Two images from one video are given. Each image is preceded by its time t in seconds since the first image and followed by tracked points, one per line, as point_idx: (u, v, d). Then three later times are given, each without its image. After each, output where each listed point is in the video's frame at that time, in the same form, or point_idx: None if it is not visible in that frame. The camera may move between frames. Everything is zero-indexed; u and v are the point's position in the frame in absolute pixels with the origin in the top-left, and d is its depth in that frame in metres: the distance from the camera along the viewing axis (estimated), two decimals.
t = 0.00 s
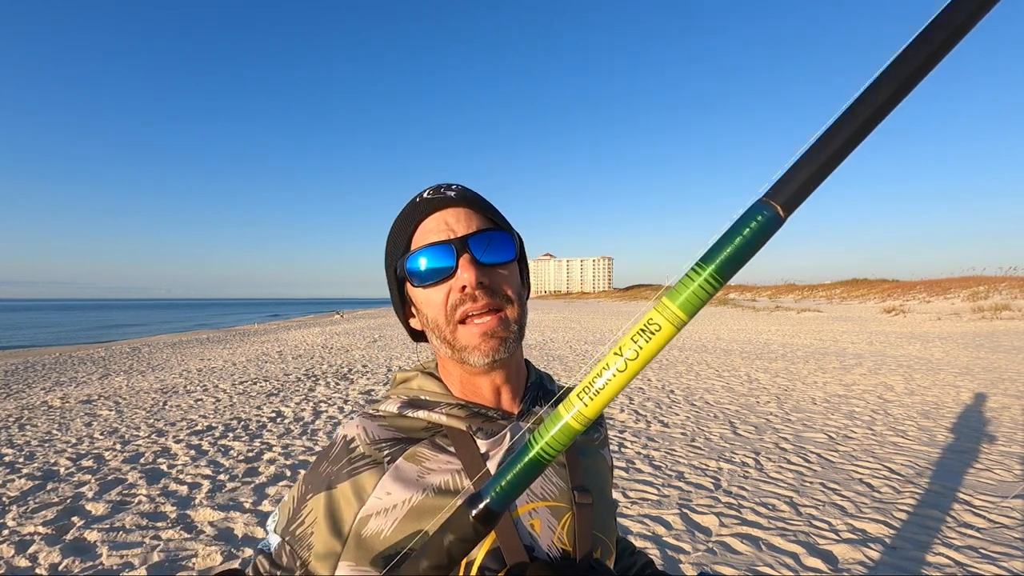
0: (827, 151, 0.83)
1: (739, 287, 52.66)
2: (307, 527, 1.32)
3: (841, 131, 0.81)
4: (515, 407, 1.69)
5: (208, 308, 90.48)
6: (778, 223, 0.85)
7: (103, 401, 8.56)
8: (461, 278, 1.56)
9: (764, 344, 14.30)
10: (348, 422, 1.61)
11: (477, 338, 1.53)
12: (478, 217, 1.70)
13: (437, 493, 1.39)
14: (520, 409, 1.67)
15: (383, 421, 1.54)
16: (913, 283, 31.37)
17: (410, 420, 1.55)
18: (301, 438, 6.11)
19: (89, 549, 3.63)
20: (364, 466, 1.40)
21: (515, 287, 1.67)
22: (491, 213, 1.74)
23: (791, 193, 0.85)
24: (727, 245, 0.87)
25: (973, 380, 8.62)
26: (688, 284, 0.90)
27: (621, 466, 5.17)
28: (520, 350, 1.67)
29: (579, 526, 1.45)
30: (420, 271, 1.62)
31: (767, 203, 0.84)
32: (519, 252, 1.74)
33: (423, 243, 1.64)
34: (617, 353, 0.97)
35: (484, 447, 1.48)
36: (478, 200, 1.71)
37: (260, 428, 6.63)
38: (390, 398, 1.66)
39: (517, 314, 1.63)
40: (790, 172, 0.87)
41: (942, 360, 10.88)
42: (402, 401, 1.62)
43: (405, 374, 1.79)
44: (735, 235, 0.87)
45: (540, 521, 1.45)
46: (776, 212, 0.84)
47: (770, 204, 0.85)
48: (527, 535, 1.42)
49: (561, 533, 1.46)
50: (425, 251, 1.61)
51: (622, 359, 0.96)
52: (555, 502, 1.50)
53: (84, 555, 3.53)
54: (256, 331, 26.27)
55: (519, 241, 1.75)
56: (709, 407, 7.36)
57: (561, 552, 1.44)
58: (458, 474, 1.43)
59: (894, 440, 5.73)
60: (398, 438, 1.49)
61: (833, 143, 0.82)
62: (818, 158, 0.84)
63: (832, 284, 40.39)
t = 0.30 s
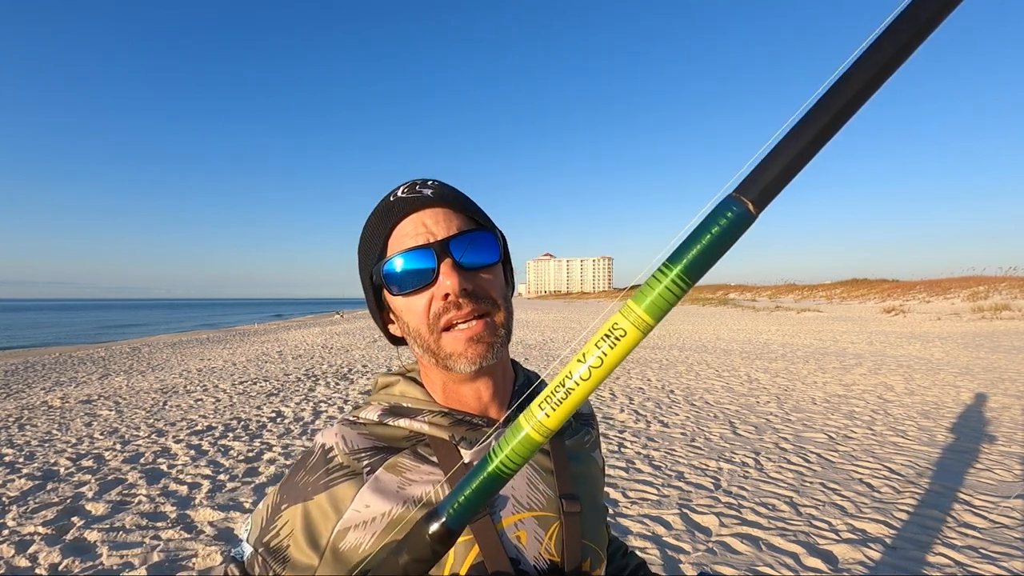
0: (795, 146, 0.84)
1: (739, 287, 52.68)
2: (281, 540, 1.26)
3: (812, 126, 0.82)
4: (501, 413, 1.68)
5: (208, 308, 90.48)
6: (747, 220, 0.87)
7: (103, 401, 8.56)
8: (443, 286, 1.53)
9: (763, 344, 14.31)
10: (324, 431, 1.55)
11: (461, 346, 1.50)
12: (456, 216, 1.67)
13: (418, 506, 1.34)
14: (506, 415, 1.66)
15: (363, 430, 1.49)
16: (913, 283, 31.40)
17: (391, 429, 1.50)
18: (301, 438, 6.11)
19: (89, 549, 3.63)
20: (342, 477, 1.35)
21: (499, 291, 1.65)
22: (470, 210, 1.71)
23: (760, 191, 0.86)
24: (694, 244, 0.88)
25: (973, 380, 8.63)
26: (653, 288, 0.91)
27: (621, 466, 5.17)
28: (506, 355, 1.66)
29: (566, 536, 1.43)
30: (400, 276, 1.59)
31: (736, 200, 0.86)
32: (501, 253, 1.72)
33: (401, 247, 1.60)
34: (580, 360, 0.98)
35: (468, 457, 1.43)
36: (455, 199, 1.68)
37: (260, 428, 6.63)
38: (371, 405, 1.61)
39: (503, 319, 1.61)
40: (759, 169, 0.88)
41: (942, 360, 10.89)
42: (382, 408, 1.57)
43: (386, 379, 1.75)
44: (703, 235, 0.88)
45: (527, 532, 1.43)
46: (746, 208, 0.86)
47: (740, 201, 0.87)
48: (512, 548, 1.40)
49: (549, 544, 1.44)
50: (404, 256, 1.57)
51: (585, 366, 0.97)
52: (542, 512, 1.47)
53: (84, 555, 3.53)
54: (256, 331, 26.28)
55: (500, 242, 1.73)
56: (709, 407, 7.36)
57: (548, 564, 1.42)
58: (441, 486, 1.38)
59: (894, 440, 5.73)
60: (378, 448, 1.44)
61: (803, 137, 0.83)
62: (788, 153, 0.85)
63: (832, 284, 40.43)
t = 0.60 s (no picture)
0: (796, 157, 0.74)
1: (739, 288, 52.70)
2: (264, 554, 1.27)
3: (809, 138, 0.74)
4: (491, 415, 1.68)
5: (208, 308, 90.47)
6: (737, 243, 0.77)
7: (103, 401, 8.56)
8: (429, 276, 1.52)
9: (764, 344, 14.32)
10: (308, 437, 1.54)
11: (448, 338, 1.49)
12: (441, 209, 1.68)
13: (404, 513, 1.33)
14: (496, 417, 1.64)
15: (346, 437, 1.47)
16: (913, 283, 31.43)
17: (375, 434, 1.48)
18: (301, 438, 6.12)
19: (89, 549, 3.63)
20: (324, 487, 1.34)
21: (486, 283, 1.64)
22: (455, 204, 1.72)
23: (751, 212, 0.77)
24: (681, 268, 0.79)
25: (974, 380, 8.63)
26: (639, 312, 0.82)
27: (621, 466, 5.17)
28: (495, 349, 1.65)
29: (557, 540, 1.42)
30: (384, 268, 1.58)
31: (724, 220, 0.77)
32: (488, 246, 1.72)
33: (386, 239, 1.60)
34: (562, 388, 0.90)
35: (455, 462, 1.43)
36: (441, 192, 1.68)
37: (260, 428, 6.63)
38: (355, 409, 1.59)
39: (490, 311, 1.60)
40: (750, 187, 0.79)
41: (942, 360, 10.90)
42: (366, 412, 1.55)
43: (370, 382, 1.73)
44: (691, 256, 0.79)
45: (517, 538, 1.43)
46: (735, 229, 0.77)
47: (727, 221, 0.77)
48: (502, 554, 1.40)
49: (539, 550, 1.43)
50: (389, 246, 1.57)
51: (568, 394, 0.89)
52: (532, 517, 1.47)
53: (84, 555, 3.53)
54: (256, 332, 26.27)
55: (487, 234, 1.73)
56: (709, 407, 7.36)
57: (539, 568, 1.41)
58: (428, 492, 1.37)
59: (894, 440, 5.73)
60: (362, 456, 1.42)
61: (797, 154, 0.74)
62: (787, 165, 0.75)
63: (832, 284, 40.44)
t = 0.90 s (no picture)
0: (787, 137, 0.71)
1: (738, 287, 52.70)
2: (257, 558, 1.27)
3: (804, 111, 0.69)
4: (486, 415, 1.68)
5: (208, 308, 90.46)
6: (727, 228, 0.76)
7: (103, 401, 8.56)
8: (429, 281, 1.52)
9: (764, 344, 14.32)
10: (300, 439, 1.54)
11: (446, 343, 1.50)
12: (441, 209, 1.67)
13: (398, 514, 1.33)
14: (491, 417, 1.64)
15: (339, 438, 1.47)
16: (913, 283, 31.44)
17: (368, 434, 1.48)
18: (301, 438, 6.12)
19: (89, 549, 3.63)
20: (317, 489, 1.34)
21: (484, 287, 1.65)
22: (454, 204, 1.71)
23: (739, 194, 0.75)
24: (670, 253, 0.78)
25: (974, 380, 8.63)
26: (630, 298, 0.81)
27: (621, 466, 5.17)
28: (491, 354, 1.66)
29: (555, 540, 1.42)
30: (382, 270, 1.57)
31: (714, 205, 0.75)
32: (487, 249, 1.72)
33: (385, 239, 1.59)
34: (553, 377, 0.89)
35: (450, 462, 1.42)
36: (441, 192, 1.67)
37: (260, 428, 6.63)
38: (348, 409, 1.59)
39: (487, 316, 1.61)
40: (741, 168, 0.76)
41: (942, 360, 10.89)
42: (359, 413, 1.55)
43: (363, 383, 1.72)
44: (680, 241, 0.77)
45: (515, 539, 1.43)
46: (725, 214, 0.75)
47: (718, 204, 0.76)
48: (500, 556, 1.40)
49: (537, 550, 1.44)
50: (388, 248, 1.56)
51: (559, 383, 0.88)
52: (529, 517, 1.47)
53: (84, 555, 3.53)
54: (256, 331, 26.27)
55: (486, 237, 1.73)
56: (709, 407, 7.36)
57: (536, 569, 1.42)
58: (422, 492, 1.37)
59: (894, 440, 5.73)
60: (355, 457, 1.42)
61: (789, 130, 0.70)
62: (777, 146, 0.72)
63: (832, 284, 40.42)
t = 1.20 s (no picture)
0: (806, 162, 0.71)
1: (738, 288, 52.69)
2: (259, 563, 1.26)
3: (830, 130, 0.70)
4: (488, 417, 1.68)
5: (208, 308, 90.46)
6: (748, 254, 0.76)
7: (103, 401, 8.56)
8: (441, 290, 1.52)
9: (764, 344, 14.32)
10: (301, 441, 1.53)
11: (456, 351, 1.51)
12: (452, 213, 1.66)
13: (402, 518, 1.33)
14: (494, 418, 1.64)
15: (341, 442, 1.46)
16: (913, 283, 31.44)
17: (371, 437, 1.48)
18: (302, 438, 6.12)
19: (89, 549, 3.63)
20: (319, 493, 1.33)
21: (494, 295, 1.65)
22: (466, 208, 1.70)
23: (759, 221, 0.75)
24: (688, 282, 0.79)
25: (974, 380, 8.63)
26: (647, 328, 0.82)
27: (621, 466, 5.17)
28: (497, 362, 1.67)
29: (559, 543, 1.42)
30: (391, 276, 1.57)
31: (735, 232, 0.75)
32: (497, 255, 1.72)
33: (396, 243, 1.59)
34: (569, 408, 0.90)
35: (454, 464, 1.43)
36: (452, 196, 1.67)
37: (260, 428, 6.63)
38: (350, 412, 1.59)
39: (497, 323, 1.62)
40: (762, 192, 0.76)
41: (942, 360, 10.89)
42: (362, 415, 1.54)
43: (364, 384, 1.72)
44: (698, 271, 0.79)
45: (518, 541, 1.43)
46: (745, 242, 0.75)
47: (737, 230, 0.76)
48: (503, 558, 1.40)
49: (540, 553, 1.44)
50: (399, 253, 1.56)
51: (575, 415, 0.89)
52: (532, 519, 1.47)
53: (84, 555, 3.53)
54: (256, 332, 26.26)
55: (496, 243, 1.73)
56: (709, 407, 7.36)
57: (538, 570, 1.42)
58: (426, 496, 1.37)
59: (894, 440, 5.73)
60: (357, 461, 1.42)
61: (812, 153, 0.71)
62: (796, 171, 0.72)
63: (832, 284, 40.46)
